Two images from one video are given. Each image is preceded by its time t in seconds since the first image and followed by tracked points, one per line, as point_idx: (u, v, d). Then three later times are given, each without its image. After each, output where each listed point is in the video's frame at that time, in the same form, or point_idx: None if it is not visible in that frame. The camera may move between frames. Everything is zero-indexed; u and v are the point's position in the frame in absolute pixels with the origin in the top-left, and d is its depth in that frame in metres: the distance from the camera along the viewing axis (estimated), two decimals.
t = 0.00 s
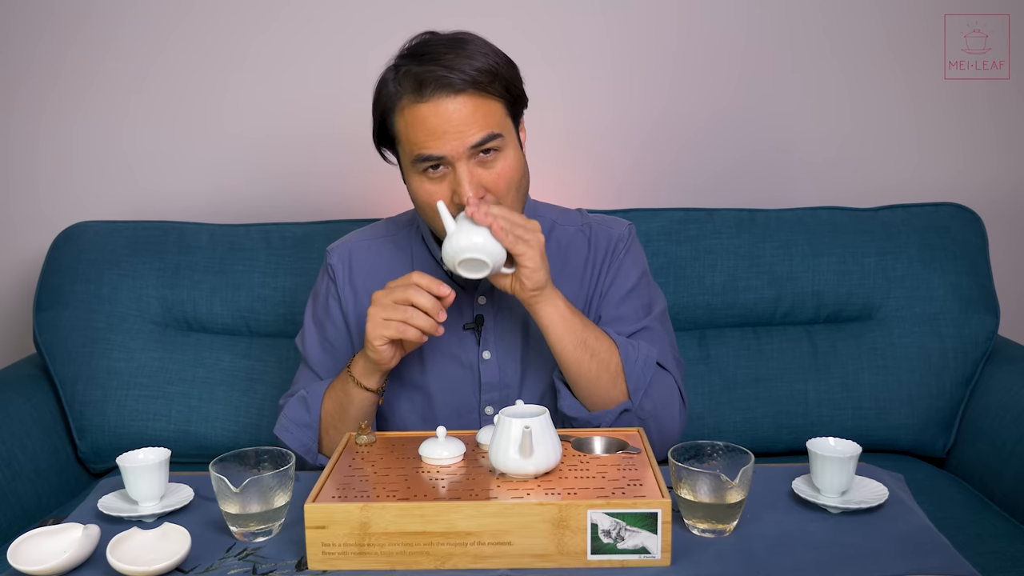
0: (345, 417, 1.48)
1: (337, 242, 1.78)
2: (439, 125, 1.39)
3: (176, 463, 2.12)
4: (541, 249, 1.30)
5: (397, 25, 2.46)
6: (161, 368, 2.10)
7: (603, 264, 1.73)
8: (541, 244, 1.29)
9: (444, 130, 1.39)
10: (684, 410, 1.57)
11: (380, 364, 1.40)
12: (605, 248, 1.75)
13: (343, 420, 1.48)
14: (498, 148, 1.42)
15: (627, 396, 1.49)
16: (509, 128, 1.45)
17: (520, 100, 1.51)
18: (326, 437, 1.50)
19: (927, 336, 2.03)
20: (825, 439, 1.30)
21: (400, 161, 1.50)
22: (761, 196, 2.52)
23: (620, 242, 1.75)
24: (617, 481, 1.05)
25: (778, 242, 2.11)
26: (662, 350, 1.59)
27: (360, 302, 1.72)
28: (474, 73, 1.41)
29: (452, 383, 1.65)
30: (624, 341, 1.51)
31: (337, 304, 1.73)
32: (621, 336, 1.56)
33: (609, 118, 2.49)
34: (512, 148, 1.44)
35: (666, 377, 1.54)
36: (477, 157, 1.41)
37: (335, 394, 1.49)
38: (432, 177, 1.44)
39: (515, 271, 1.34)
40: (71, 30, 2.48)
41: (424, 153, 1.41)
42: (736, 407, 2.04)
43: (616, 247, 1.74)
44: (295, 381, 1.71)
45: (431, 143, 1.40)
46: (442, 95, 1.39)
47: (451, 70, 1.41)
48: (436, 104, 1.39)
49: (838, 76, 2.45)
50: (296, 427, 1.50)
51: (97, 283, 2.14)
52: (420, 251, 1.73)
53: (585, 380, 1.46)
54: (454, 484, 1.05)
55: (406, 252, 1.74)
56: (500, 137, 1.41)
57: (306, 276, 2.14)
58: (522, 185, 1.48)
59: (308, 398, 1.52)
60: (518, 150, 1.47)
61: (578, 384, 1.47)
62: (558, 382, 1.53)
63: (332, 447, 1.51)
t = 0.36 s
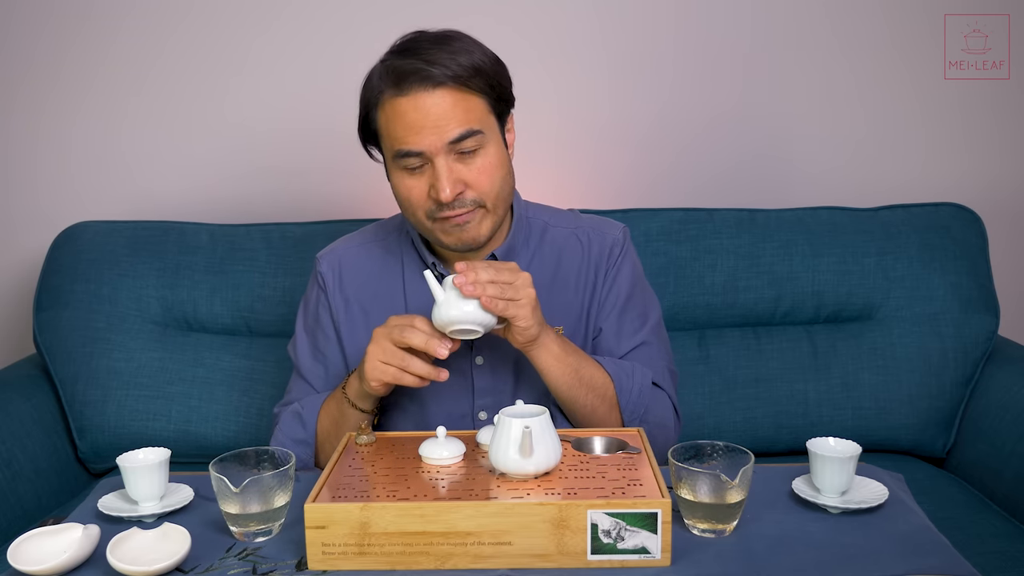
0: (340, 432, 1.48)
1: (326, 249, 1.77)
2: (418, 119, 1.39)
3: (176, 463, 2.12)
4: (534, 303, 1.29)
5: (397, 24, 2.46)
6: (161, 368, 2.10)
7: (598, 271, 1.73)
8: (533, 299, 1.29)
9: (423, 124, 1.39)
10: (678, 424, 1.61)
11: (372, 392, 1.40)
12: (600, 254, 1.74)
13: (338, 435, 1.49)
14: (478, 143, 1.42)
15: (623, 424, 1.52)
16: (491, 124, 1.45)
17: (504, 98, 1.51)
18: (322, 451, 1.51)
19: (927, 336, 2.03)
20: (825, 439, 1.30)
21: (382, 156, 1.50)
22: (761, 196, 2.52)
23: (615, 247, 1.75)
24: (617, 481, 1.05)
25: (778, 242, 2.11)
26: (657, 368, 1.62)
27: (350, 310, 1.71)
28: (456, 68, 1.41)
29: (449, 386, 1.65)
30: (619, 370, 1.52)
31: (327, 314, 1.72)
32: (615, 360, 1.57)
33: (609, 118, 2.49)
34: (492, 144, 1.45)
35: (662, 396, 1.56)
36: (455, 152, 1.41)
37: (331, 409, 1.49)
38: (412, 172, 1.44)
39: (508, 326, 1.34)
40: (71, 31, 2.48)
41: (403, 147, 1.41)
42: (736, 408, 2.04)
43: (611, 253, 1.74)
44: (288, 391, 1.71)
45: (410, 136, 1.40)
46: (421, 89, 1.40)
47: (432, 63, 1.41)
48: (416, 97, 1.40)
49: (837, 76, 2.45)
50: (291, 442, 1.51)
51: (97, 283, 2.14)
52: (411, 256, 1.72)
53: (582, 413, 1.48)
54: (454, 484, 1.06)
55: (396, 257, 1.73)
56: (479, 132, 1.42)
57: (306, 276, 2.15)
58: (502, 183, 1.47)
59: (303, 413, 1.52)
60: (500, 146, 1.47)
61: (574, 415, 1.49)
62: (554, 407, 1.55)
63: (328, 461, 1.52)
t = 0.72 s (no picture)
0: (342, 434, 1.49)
1: (324, 250, 1.78)
2: (417, 108, 1.39)
3: (176, 463, 2.12)
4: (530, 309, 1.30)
5: (397, 25, 2.46)
6: (161, 368, 2.10)
7: (595, 273, 1.73)
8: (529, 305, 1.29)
9: (421, 113, 1.39)
10: (676, 424, 1.61)
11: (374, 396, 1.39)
12: (598, 255, 1.74)
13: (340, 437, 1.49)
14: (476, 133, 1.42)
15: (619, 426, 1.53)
16: (488, 116, 1.46)
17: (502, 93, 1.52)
18: (323, 453, 1.52)
19: (927, 336, 2.03)
20: (825, 438, 1.30)
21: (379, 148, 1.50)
22: (761, 196, 2.52)
23: (613, 247, 1.75)
24: (617, 481, 1.05)
25: (778, 242, 2.11)
26: (654, 368, 1.62)
27: (349, 310, 1.72)
28: (455, 58, 1.42)
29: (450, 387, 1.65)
30: (616, 373, 1.52)
31: (326, 315, 1.72)
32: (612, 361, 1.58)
33: (609, 118, 2.49)
34: (490, 136, 1.45)
35: (658, 396, 1.56)
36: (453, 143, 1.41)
37: (332, 410, 1.50)
38: (409, 162, 1.44)
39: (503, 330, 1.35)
40: (71, 31, 2.48)
41: (401, 136, 1.41)
42: (736, 408, 2.04)
43: (608, 253, 1.74)
44: (286, 393, 1.71)
45: (408, 125, 1.40)
46: (420, 77, 1.40)
47: (432, 54, 1.42)
48: (415, 86, 1.40)
49: (837, 76, 2.45)
50: (291, 444, 1.51)
51: (97, 283, 2.14)
52: (408, 255, 1.71)
53: (579, 417, 1.49)
54: (454, 483, 1.06)
55: (393, 257, 1.73)
56: (477, 123, 1.42)
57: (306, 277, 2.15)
58: (500, 176, 1.48)
59: (303, 415, 1.53)
60: (497, 140, 1.48)
61: (570, 417, 1.50)
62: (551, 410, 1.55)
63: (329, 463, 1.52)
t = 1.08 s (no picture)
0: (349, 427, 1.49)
1: (330, 246, 1.77)
2: (435, 121, 1.38)
3: (176, 463, 2.12)
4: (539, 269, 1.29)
5: (397, 25, 2.46)
6: (161, 368, 2.10)
7: (597, 267, 1.73)
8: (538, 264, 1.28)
9: (439, 126, 1.38)
10: (678, 414, 1.58)
11: (385, 387, 1.40)
12: (600, 251, 1.74)
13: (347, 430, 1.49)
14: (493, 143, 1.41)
15: (621, 408, 1.51)
16: (503, 124, 1.45)
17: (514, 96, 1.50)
18: (329, 448, 1.51)
19: (927, 336, 2.03)
20: (825, 439, 1.30)
21: (393, 156, 1.49)
22: (761, 196, 2.52)
23: (614, 244, 1.75)
24: (617, 481, 1.05)
25: (778, 242, 2.11)
26: (654, 357, 1.61)
27: (355, 306, 1.71)
28: (469, 68, 1.40)
29: (450, 387, 1.64)
30: (618, 354, 1.52)
31: (331, 311, 1.72)
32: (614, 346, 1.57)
33: (609, 118, 2.49)
34: (505, 144, 1.45)
35: (658, 384, 1.55)
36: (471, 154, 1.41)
37: (339, 403, 1.50)
38: (426, 173, 1.44)
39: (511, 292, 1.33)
40: (72, 30, 2.48)
41: (418, 148, 1.40)
42: (736, 407, 2.04)
43: (610, 249, 1.74)
44: (290, 388, 1.70)
45: (426, 138, 1.39)
46: (437, 90, 1.38)
47: (446, 64, 1.40)
48: (432, 99, 1.38)
49: (837, 76, 2.45)
50: (298, 439, 1.50)
51: (97, 283, 2.14)
52: (415, 254, 1.72)
53: (579, 394, 1.47)
54: (454, 483, 1.06)
55: (400, 254, 1.73)
56: (494, 133, 1.41)
57: (306, 276, 2.14)
58: (514, 180, 1.48)
59: (310, 409, 1.52)
60: (512, 146, 1.47)
61: (572, 396, 1.48)
62: (551, 391, 1.53)
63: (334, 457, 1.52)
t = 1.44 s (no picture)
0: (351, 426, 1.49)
1: (334, 244, 1.77)
2: (448, 146, 1.37)
3: (176, 463, 2.12)
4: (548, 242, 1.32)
5: (396, 24, 2.46)
6: (161, 368, 2.10)
7: (602, 265, 1.73)
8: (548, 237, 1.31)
9: (453, 151, 1.37)
10: (678, 413, 1.56)
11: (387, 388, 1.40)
12: (605, 250, 1.74)
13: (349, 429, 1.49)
14: (507, 159, 1.40)
15: (622, 395, 1.49)
16: (515, 139, 1.43)
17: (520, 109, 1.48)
18: (331, 446, 1.51)
19: (927, 336, 2.03)
20: (825, 439, 1.30)
21: (409, 179, 1.49)
22: (761, 196, 2.52)
23: (619, 244, 1.75)
24: (617, 481, 1.05)
25: (778, 242, 2.11)
26: (658, 352, 1.59)
27: (359, 305, 1.71)
28: (476, 89, 1.38)
29: (451, 387, 1.64)
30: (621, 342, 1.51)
31: (335, 309, 1.72)
32: (618, 337, 1.55)
33: (610, 118, 2.49)
34: (519, 158, 1.43)
35: (661, 378, 1.53)
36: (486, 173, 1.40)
37: (341, 403, 1.49)
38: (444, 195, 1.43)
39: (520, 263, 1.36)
40: (71, 30, 2.48)
41: (434, 174, 1.40)
42: (736, 407, 2.04)
43: (615, 249, 1.74)
44: (293, 384, 1.70)
45: (440, 164, 1.39)
46: (447, 116, 1.37)
47: (453, 88, 1.39)
48: (442, 125, 1.37)
49: (838, 76, 2.45)
50: (301, 436, 1.50)
51: (97, 283, 2.14)
52: (421, 254, 1.72)
53: (579, 377, 1.47)
54: (454, 484, 1.06)
55: (405, 253, 1.73)
56: (508, 149, 1.40)
57: (307, 276, 2.14)
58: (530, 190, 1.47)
59: (313, 407, 1.52)
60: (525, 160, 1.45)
61: (573, 381, 1.48)
62: (553, 378, 1.53)
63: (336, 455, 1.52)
